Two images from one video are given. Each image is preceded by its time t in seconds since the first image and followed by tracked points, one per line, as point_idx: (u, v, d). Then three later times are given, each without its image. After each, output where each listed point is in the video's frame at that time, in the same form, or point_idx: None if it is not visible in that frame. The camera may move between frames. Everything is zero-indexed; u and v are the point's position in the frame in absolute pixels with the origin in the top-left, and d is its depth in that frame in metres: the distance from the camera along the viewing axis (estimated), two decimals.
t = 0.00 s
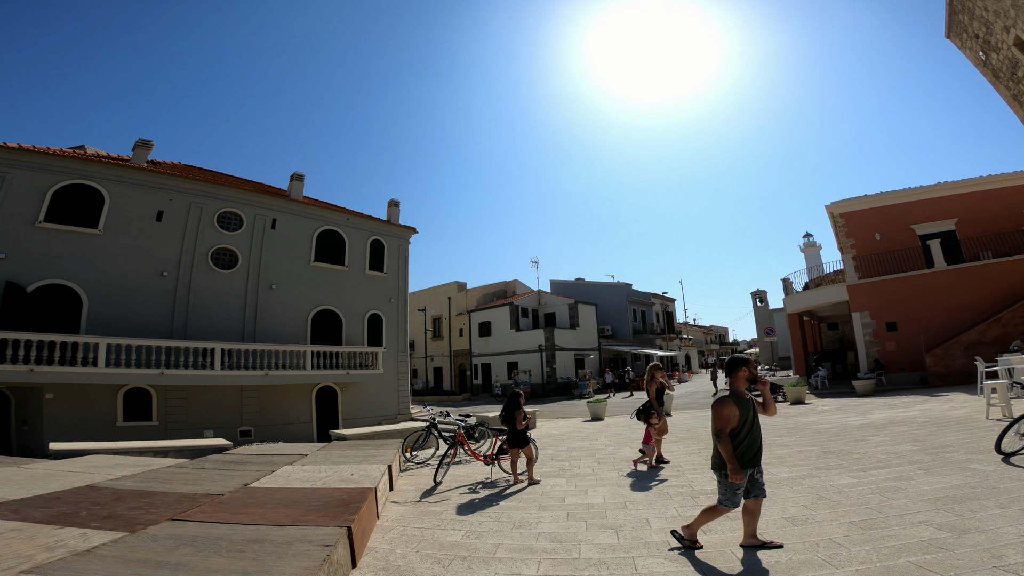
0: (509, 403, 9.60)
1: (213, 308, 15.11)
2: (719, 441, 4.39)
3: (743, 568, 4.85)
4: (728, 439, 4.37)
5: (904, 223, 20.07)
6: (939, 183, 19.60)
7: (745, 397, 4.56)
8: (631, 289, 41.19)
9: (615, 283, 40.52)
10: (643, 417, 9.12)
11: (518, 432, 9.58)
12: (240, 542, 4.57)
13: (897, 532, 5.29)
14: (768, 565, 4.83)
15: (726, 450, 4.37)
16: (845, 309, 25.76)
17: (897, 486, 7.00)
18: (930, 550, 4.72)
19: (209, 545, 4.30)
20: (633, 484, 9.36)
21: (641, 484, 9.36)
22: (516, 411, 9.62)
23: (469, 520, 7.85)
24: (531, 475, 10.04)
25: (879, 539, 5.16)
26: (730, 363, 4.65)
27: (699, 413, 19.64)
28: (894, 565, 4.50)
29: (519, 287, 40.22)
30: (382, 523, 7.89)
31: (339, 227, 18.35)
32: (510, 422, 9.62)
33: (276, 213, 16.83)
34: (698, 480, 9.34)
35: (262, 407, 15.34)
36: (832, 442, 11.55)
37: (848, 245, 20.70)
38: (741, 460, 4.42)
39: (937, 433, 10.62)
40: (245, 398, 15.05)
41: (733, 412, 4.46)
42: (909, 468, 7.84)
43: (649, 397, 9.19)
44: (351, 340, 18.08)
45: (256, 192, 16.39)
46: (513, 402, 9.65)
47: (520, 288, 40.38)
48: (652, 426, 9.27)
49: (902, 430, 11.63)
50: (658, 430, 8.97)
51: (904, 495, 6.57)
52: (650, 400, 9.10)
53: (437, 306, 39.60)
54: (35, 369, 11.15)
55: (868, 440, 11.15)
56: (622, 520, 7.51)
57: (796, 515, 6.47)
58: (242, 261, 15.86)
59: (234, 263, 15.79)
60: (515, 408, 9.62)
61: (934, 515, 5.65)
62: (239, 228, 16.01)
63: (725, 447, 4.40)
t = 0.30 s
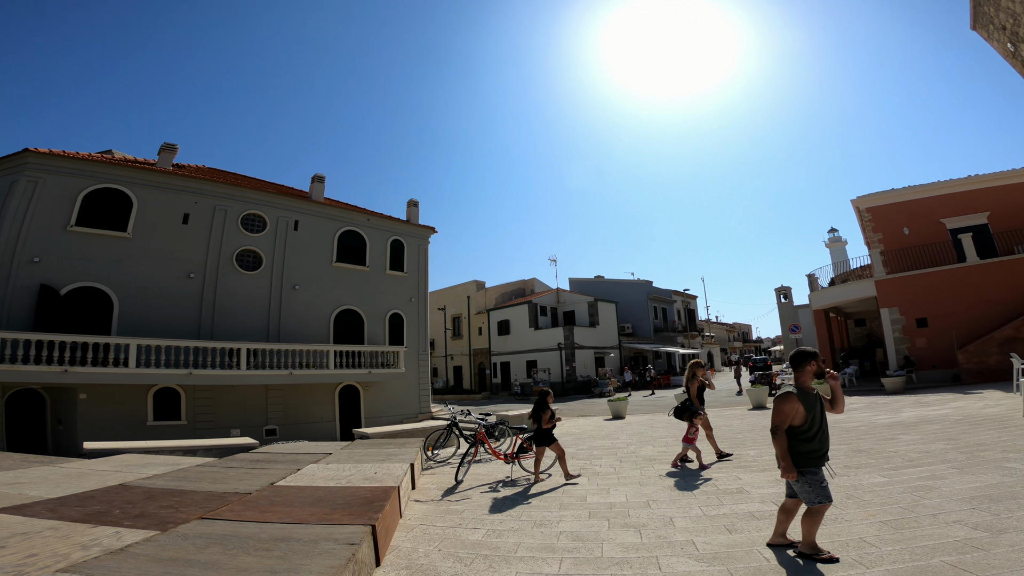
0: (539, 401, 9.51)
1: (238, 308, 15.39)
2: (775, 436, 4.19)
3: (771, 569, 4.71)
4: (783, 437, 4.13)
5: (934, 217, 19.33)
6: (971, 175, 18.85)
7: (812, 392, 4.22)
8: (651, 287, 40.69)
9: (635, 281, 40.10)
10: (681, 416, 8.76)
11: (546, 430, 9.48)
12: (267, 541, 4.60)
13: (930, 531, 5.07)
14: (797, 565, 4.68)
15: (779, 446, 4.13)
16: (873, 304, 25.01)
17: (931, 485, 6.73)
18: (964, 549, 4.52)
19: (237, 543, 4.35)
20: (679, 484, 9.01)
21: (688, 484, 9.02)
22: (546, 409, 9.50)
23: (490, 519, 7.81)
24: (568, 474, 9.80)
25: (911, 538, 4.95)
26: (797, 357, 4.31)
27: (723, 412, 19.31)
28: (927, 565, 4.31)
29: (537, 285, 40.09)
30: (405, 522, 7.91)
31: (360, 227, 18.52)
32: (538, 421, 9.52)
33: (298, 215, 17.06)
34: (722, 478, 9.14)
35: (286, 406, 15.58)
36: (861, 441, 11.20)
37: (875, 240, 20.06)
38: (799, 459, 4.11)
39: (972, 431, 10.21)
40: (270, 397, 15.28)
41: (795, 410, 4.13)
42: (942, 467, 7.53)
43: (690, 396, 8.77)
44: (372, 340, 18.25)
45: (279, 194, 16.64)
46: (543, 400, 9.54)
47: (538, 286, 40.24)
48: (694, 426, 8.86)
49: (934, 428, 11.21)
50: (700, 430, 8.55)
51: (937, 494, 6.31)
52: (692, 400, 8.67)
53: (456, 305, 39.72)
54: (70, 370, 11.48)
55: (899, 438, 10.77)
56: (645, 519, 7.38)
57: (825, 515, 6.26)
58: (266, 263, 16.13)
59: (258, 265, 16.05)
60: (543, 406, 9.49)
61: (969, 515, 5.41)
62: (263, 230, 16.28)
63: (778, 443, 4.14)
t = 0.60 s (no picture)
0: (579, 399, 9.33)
1: (261, 309, 15.61)
2: (867, 442, 3.83)
3: (799, 569, 4.58)
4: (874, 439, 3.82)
5: (964, 211, 18.60)
6: (1004, 168, 18.13)
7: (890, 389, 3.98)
8: (671, 284, 40.13)
9: (654, 278, 39.61)
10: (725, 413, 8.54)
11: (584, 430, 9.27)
12: (293, 540, 4.62)
13: (964, 531, 4.85)
14: (825, 565, 4.52)
15: (874, 452, 3.81)
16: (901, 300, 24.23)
17: (964, 484, 6.46)
18: (1001, 549, 4.31)
19: (263, 542, 4.37)
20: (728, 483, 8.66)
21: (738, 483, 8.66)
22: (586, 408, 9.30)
23: (511, 517, 7.76)
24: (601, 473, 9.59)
25: (944, 538, 4.74)
26: (872, 351, 4.05)
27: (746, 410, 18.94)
28: (961, 564, 4.11)
29: (555, 283, 39.87)
30: (426, 520, 7.91)
31: (379, 227, 18.63)
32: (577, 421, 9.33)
33: (319, 215, 17.24)
34: (746, 477, 8.95)
35: (309, 405, 15.78)
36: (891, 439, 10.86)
37: (902, 235, 19.36)
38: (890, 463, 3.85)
39: (1008, 429, 9.79)
40: (293, 397, 15.49)
41: (883, 408, 3.86)
42: (977, 466, 7.22)
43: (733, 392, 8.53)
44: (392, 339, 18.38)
45: (300, 195, 16.83)
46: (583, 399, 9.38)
47: (556, 284, 40.02)
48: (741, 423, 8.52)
49: (968, 426, 10.78)
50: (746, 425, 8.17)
51: (971, 492, 6.05)
52: (735, 395, 8.42)
53: (474, 304, 39.72)
54: (100, 371, 11.76)
55: (930, 436, 10.39)
56: (668, 518, 7.25)
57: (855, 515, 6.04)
58: (288, 263, 16.34)
59: (280, 265, 16.27)
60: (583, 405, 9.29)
61: (1006, 514, 5.16)
62: (285, 231, 16.49)
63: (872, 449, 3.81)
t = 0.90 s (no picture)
0: (626, 395, 9.01)
1: (285, 309, 15.84)
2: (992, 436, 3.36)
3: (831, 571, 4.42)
4: (996, 434, 3.42)
5: (998, 203, 17.80)
6: None
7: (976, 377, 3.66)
8: (692, 279, 39.52)
9: (675, 274, 39.08)
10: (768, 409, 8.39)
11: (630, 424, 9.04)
12: (319, 538, 4.64)
13: (1007, 531, 4.62)
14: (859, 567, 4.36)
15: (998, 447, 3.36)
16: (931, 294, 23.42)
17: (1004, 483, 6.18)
18: None
19: (290, 540, 4.40)
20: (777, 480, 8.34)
21: (786, 480, 8.34)
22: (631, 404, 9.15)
23: (533, 515, 7.70)
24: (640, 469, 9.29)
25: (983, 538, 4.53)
26: (962, 339, 3.67)
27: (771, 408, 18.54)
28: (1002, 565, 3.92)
29: (574, 281, 39.61)
30: (448, 518, 7.89)
31: (398, 227, 18.74)
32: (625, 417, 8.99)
33: (339, 216, 17.42)
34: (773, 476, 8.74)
35: (332, 403, 15.97)
36: (924, 436, 10.48)
37: (932, 228, 18.64)
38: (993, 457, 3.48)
39: None
40: (316, 395, 15.70)
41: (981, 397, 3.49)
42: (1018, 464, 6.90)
43: (776, 388, 8.31)
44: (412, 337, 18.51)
45: (321, 196, 17.02)
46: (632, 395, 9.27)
47: (575, 282, 39.77)
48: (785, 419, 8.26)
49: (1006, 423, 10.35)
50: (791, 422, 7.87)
51: (1013, 491, 5.78)
52: (779, 391, 8.21)
53: (493, 302, 39.68)
54: (130, 371, 12.06)
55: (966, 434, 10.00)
56: (693, 516, 7.11)
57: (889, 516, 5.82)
58: (310, 264, 16.55)
59: (302, 266, 16.48)
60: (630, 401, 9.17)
61: None
62: (307, 231, 16.69)
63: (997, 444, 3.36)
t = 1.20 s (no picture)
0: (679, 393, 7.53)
1: (308, 308, 16.04)
2: None
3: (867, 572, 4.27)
4: None
5: None
6: None
7: None
8: (714, 275, 38.87)
9: (696, 269, 38.50)
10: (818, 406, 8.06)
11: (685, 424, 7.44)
12: (344, 535, 4.65)
13: None
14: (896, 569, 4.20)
15: None
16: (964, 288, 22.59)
17: None
18: None
19: (316, 538, 4.42)
20: (834, 480, 7.85)
21: (846, 480, 7.75)
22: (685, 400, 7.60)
23: (555, 513, 7.63)
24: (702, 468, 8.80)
25: None
26: None
27: (797, 405, 18.12)
28: None
29: (593, 277, 39.30)
30: (470, 515, 7.88)
31: (418, 225, 18.81)
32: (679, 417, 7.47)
33: (360, 215, 17.56)
34: (802, 474, 8.52)
35: (355, 401, 16.14)
36: (959, 434, 10.11)
37: (963, 221, 17.96)
38: None
39: None
40: (340, 393, 15.89)
41: None
42: None
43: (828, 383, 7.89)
44: (433, 334, 18.61)
45: (342, 196, 17.18)
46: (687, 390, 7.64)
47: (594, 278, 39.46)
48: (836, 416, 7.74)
49: None
50: (839, 419, 7.47)
51: None
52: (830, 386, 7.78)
53: (512, 299, 39.61)
54: (160, 369, 12.36)
55: (1005, 431, 9.62)
56: (719, 514, 6.96)
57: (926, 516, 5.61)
58: (332, 263, 16.72)
59: (324, 265, 16.67)
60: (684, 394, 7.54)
61: None
62: (328, 231, 16.87)
63: None
